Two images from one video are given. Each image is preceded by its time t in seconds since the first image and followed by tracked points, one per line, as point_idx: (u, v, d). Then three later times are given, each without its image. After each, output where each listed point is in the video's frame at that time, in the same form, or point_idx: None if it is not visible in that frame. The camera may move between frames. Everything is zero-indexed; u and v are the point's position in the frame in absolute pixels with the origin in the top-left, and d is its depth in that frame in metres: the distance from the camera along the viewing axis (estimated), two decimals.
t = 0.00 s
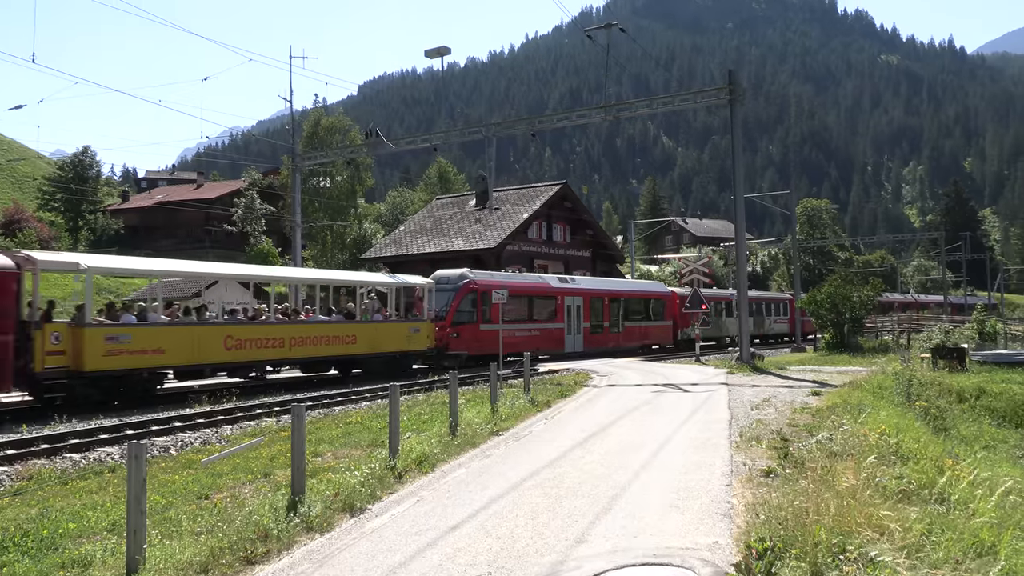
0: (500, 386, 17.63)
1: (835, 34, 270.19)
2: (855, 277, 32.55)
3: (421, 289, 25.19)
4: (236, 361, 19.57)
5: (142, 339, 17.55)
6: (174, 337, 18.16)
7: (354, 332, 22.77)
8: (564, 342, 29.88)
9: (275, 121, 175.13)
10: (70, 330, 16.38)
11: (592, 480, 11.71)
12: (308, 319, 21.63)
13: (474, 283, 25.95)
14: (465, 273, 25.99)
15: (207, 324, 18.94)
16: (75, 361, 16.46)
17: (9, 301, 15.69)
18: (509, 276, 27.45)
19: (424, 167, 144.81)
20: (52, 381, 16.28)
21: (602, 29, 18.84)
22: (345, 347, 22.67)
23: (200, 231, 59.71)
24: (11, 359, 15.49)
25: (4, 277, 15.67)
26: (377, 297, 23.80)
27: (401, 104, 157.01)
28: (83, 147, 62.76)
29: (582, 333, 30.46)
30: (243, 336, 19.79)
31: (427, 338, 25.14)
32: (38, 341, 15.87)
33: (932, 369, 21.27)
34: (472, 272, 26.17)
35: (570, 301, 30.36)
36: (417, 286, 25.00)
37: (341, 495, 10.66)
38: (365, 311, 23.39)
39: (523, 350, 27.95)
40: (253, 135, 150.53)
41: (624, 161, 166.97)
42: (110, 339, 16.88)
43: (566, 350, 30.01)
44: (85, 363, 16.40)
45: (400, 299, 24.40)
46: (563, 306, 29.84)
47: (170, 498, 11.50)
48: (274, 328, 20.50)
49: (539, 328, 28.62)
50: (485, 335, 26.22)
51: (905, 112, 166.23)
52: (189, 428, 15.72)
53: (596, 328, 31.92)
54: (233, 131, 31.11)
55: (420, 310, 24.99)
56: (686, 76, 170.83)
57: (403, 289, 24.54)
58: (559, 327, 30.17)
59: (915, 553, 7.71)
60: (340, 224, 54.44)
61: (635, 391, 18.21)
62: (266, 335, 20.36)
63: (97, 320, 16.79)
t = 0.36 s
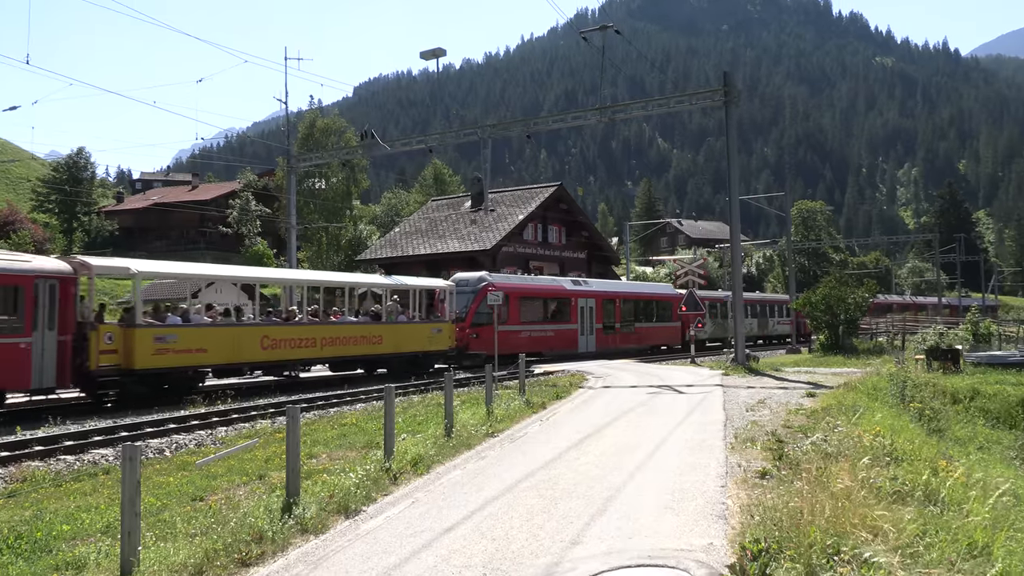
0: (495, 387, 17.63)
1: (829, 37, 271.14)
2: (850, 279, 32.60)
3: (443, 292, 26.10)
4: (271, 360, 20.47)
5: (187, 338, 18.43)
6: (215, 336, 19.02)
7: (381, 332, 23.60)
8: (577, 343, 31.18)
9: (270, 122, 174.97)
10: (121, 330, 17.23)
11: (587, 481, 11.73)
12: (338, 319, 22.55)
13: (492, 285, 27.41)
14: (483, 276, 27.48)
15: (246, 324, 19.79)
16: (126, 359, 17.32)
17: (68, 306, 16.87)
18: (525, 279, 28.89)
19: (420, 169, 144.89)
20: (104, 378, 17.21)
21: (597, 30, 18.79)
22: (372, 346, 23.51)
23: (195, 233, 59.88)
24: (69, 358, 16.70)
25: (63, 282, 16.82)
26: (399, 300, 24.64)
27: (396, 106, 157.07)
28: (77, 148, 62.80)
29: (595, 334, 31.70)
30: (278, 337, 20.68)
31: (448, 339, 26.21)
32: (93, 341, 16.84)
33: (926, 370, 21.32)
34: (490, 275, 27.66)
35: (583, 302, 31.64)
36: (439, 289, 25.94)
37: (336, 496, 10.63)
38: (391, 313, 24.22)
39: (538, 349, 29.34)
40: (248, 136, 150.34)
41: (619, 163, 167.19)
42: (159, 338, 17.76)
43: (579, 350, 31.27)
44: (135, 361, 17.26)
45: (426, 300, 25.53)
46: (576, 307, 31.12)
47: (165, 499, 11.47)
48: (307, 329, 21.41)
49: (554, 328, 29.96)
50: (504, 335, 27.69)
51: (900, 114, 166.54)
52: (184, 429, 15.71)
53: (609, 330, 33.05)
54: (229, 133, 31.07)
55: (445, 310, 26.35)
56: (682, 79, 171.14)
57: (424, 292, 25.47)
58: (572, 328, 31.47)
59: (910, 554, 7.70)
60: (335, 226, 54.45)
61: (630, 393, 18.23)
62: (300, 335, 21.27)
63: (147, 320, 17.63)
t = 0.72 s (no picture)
0: (488, 390, 17.62)
1: (823, 41, 272.35)
2: (842, 283, 32.64)
3: (461, 295, 26.96)
4: (302, 359, 21.40)
5: (226, 338, 19.39)
6: (252, 336, 19.99)
7: (404, 333, 24.48)
8: (589, 345, 32.12)
9: (264, 124, 174.83)
10: (167, 331, 18.20)
11: (580, 484, 11.72)
12: (364, 321, 23.40)
13: (508, 289, 28.33)
14: (500, 280, 28.40)
15: (281, 326, 20.78)
16: (171, 357, 18.33)
17: (120, 307, 17.73)
18: (540, 283, 29.81)
19: (414, 171, 144.79)
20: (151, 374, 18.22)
21: (591, 34, 18.73)
22: (396, 347, 24.41)
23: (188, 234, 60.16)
24: (121, 357, 17.66)
25: (116, 286, 17.66)
26: (420, 302, 25.48)
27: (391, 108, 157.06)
28: (70, 148, 62.82)
29: (606, 336, 32.63)
30: (309, 337, 21.62)
31: (466, 341, 27.00)
32: (141, 340, 17.74)
33: (918, 375, 21.36)
34: (506, 280, 28.60)
35: (594, 305, 32.59)
36: (457, 293, 26.73)
37: (328, 499, 10.61)
38: (413, 314, 25.17)
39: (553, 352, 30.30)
40: (241, 137, 150.10)
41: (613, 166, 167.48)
42: (202, 337, 18.75)
43: (591, 352, 32.22)
44: (180, 360, 18.22)
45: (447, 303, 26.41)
46: (588, 311, 32.00)
47: (156, 502, 11.42)
48: (336, 329, 22.35)
49: (567, 331, 30.90)
50: (520, 337, 28.67)
51: (893, 119, 167.30)
52: (175, 431, 15.66)
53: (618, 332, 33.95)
54: (222, 135, 30.99)
55: (463, 313, 27.23)
56: (676, 82, 171.50)
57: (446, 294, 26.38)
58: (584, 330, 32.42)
59: (899, 558, 7.73)
60: (328, 227, 54.47)
61: (623, 396, 18.24)
62: (330, 336, 22.26)
63: (189, 321, 18.67)
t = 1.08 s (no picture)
0: (479, 393, 17.59)
1: (814, 46, 273.81)
2: (832, 287, 32.71)
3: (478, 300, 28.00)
4: (330, 359, 22.41)
5: (261, 339, 20.44)
6: (286, 337, 21.11)
7: (425, 335, 25.47)
8: (597, 348, 33.49)
9: (255, 125, 174.44)
10: (208, 332, 19.21)
11: (571, 486, 11.73)
12: (387, 323, 24.36)
13: (522, 294, 29.71)
14: (515, 284, 29.78)
15: (311, 327, 21.82)
16: (212, 357, 19.35)
17: (165, 310, 18.74)
18: (551, 288, 31.16)
19: (405, 173, 144.58)
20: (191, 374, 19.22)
21: (583, 38, 18.77)
22: (416, 348, 25.34)
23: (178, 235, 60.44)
24: (166, 356, 18.65)
25: (162, 290, 18.64)
26: (439, 305, 26.44)
27: (382, 110, 157.01)
28: (61, 149, 62.79)
29: (613, 339, 34.08)
30: (337, 338, 22.64)
31: (483, 343, 27.94)
32: (184, 341, 18.80)
33: (907, 378, 21.44)
34: (520, 284, 29.98)
35: (602, 309, 33.90)
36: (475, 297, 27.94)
37: (317, 502, 10.58)
38: (432, 316, 26.10)
39: (563, 353, 31.80)
40: (233, 139, 149.79)
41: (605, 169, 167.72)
42: (239, 338, 19.81)
43: (598, 354, 33.55)
44: (220, 360, 19.29)
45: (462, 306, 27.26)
46: (596, 314, 33.43)
47: (145, 504, 11.36)
48: (361, 331, 23.34)
49: (575, 334, 32.23)
50: (532, 339, 30.08)
51: (883, 124, 168.23)
52: (165, 434, 15.61)
53: (625, 334, 35.37)
54: (213, 137, 30.89)
55: (479, 316, 28.13)
56: (667, 87, 171.91)
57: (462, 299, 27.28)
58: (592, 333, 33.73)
59: (888, 561, 7.76)
60: (320, 229, 54.31)
61: (614, 399, 18.28)
62: (355, 337, 23.26)
63: (228, 323, 19.69)
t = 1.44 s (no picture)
0: (468, 395, 17.58)
1: (804, 50, 275.41)
2: (821, 292, 32.80)
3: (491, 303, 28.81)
4: (357, 359, 23.46)
5: (294, 340, 21.59)
6: (318, 338, 22.23)
7: (444, 337, 26.45)
8: (605, 349, 34.32)
9: (245, 126, 173.95)
10: (245, 332, 20.39)
11: (560, 489, 11.76)
12: (408, 325, 25.39)
13: (534, 297, 30.48)
14: (527, 288, 30.54)
15: (339, 328, 22.94)
16: (248, 357, 20.51)
17: (207, 312, 19.99)
18: (561, 291, 31.94)
19: (396, 175, 144.41)
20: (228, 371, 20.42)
21: (574, 41, 18.74)
22: (436, 349, 26.35)
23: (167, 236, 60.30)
24: (207, 355, 19.80)
25: (204, 293, 19.86)
26: (456, 308, 27.39)
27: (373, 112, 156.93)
28: (49, 148, 62.55)
29: (621, 341, 34.83)
30: (363, 339, 23.69)
31: (497, 344, 29.05)
32: (223, 341, 19.99)
33: (895, 383, 21.51)
34: (532, 288, 30.75)
35: (610, 312, 34.78)
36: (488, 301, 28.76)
37: (306, 503, 10.57)
38: (450, 319, 27.09)
39: (574, 355, 32.45)
40: (223, 140, 149.51)
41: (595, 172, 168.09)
42: (274, 338, 21.01)
43: (607, 355, 34.39)
44: (256, 359, 20.48)
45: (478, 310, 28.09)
46: (604, 317, 34.24)
47: (133, 505, 11.32)
48: (384, 332, 24.37)
49: (585, 336, 33.04)
50: (544, 341, 30.88)
51: (872, 129, 169.30)
52: (153, 435, 15.55)
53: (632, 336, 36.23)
54: (203, 137, 30.74)
55: (493, 319, 29.04)
56: (658, 90, 172.43)
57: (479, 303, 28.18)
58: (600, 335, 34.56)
59: (875, 564, 7.79)
60: (310, 231, 54.10)
61: (603, 402, 18.30)
62: (380, 338, 24.32)
63: (264, 324, 20.87)
